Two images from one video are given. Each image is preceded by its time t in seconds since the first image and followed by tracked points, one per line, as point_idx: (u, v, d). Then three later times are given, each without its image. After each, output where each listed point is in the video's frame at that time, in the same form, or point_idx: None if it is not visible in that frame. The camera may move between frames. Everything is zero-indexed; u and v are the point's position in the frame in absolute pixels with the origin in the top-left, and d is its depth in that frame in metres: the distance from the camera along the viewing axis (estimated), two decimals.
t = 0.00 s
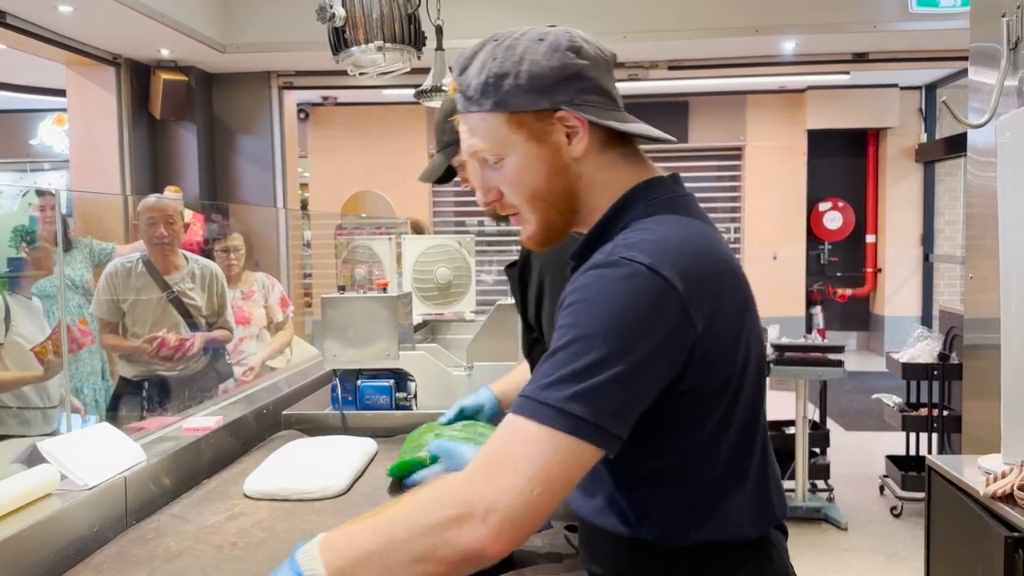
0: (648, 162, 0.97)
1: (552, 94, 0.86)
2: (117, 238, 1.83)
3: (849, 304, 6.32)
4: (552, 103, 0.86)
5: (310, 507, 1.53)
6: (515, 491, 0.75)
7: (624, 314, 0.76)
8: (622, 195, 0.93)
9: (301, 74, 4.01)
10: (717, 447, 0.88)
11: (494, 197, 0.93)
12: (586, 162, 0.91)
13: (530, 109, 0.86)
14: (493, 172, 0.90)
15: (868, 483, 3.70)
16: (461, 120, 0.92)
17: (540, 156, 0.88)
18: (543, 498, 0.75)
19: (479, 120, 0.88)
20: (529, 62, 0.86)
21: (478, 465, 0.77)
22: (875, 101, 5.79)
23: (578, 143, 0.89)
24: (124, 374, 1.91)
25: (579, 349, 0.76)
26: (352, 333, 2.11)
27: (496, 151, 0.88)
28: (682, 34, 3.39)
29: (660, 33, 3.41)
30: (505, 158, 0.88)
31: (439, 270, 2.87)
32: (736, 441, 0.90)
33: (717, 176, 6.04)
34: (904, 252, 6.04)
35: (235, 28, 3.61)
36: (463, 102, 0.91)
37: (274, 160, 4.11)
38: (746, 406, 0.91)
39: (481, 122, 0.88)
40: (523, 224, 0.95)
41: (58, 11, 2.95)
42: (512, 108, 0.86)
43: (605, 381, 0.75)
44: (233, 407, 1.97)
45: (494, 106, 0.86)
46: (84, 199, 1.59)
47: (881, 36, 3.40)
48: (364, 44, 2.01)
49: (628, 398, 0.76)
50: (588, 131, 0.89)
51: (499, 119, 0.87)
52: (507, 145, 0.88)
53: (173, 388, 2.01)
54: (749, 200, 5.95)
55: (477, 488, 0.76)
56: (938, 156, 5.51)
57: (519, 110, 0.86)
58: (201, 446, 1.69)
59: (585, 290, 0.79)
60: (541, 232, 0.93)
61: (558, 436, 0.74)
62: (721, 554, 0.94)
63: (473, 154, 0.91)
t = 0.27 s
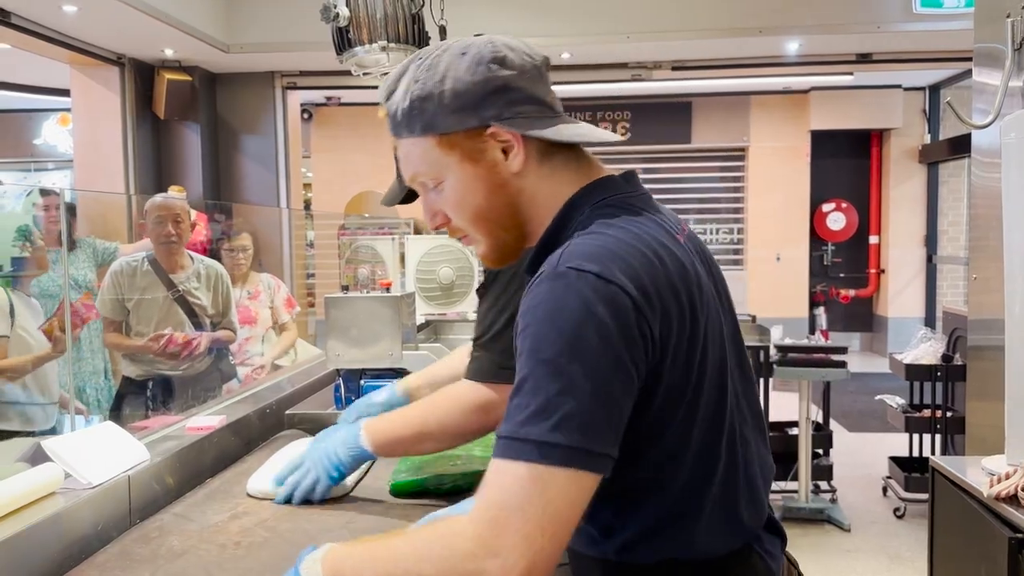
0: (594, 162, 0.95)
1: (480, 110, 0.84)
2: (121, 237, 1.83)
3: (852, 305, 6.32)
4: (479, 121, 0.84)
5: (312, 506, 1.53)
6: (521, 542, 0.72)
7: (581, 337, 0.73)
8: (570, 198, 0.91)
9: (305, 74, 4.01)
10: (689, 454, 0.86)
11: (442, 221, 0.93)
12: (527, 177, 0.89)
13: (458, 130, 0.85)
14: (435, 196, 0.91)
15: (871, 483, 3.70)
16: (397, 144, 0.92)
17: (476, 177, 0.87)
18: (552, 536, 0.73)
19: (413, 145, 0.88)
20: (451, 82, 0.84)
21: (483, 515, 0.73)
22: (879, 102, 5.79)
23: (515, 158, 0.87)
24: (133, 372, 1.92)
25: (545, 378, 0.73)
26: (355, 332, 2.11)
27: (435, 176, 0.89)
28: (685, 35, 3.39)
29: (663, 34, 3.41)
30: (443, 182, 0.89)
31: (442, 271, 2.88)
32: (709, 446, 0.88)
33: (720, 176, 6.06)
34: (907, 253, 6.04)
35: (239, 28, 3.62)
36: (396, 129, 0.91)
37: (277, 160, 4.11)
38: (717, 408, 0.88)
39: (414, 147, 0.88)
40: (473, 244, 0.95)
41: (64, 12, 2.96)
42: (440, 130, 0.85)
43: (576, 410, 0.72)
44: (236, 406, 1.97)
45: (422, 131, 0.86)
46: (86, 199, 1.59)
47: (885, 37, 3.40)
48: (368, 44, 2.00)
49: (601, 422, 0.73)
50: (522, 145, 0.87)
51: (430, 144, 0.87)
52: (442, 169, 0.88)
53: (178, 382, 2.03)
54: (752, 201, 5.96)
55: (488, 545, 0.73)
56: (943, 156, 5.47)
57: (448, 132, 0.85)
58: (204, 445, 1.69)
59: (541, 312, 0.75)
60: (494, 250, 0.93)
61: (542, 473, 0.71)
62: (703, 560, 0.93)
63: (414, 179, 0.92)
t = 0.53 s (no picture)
0: (558, 173, 0.94)
1: (436, 137, 0.85)
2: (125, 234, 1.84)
3: (855, 306, 6.31)
4: (435, 147, 0.85)
5: (315, 506, 1.53)
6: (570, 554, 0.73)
7: (581, 347, 0.73)
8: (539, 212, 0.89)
9: (308, 74, 4.02)
10: (689, 450, 0.86)
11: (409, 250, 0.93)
12: (493, 198, 0.89)
13: (415, 159, 0.86)
14: (400, 227, 0.91)
15: (874, 485, 3.69)
16: (357, 179, 0.92)
17: (439, 204, 0.88)
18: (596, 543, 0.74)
19: (371, 177, 0.89)
20: (404, 111, 0.85)
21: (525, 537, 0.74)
22: (883, 103, 5.78)
23: (477, 182, 0.88)
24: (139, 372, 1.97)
25: (550, 393, 0.73)
26: (358, 331, 2.12)
27: (398, 207, 0.89)
28: (689, 35, 3.39)
29: (667, 34, 3.41)
30: (407, 213, 0.89)
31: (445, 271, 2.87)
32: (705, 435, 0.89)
33: (723, 177, 6.06)
34: (911, 253, 6.03)
35: (243, 27, 3.62)
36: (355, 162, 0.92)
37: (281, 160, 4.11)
38: (707, 397, 0.89)
39: (373, 179, 0.89)
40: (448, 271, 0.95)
41: (68, 11, 2.96)
42: (399, 161, 0.86)
43: (587, 421, 0.73)
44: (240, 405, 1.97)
45: (378, 163, 0.87)
46: (91, 195, 1.59)
47: (889, 38, 3.40)
48: (372, 44, 2.01)
49: (612, 427, 0.74)
50: (484, 168, 0.87)
51: (388, 175, 0.88)
52: (404, 199, 0.88)
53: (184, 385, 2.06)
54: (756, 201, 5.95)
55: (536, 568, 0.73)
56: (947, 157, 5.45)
57: (405, 162, 0.86)
58: (208, 444, 1.69)
59: (536, 327, 0.75)
60: (466, 274, 0.94)
61: (569, 485, 0.72)
62: (711, 559, 0.93)
63: (377, 212, 0.92)
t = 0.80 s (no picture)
0: (582, 171, 0.94)
1: (469, 130, 0.85)
2: (128, 235, 1.84)
3: (858, 307, 6.31)
4: (468, 140, 0.85)
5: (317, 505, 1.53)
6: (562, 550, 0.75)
7: (595, 347, 0.75)
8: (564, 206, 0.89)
9: (312, 74, 4.02)
10: (701, 454, 0.87)
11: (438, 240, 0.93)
12: (521, 192, 0.89)
13: (449, 151, 0.86)
14: (429, 217, 0.91)
15: (876, 486, 3.68)
16: (388, 169, 0.92)
17: (471, 196, 0.87)
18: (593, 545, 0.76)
19: (403, 169, 0.89)
20: (438, 103, 0.86)
21: (522, 526, 0.77)
22: (886, 104, 5.77)
23: (507, 174, 0.87)
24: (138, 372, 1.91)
25: (562, 392, 0.75)
26: (360, 331, 2.13)
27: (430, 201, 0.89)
28: (693, 36, 3.39)
29: (669, 34, 3.41)
30: (437, 205, 0.89)
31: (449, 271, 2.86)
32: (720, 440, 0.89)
33: (726, 177, 6.05)
34: (913, 254, 6.03)
35: (247, 27, 3.62)
36: (384, 155, 0.92)
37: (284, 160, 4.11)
38: (725, 401, 0.89)
39: (406, 171, 0.89)
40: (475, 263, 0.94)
41: (72, 11, 2.97)
42: (432, 151, 0.86)
43: (595, 422, 0.74)
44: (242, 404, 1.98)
45: (412, 154, 0.87)
46: (93, 195, 1.61)
47: (892, 39, 3.40)
48: (375, 44, 2.01)
49: (621, 429, 0.75)
50: (514, 161, 0.87)
51: (420, 166, 0.88)
52: (436, 190, 0.88)
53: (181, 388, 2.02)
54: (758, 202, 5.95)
55: (529, 556, 0.76)
56: (950, 158, 5.46)
57: (439, 154, 0.86)
58: (210, 443, 1.70)
59: (554, 325, 0.77)
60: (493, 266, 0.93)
61: (572, 483, 0.74)
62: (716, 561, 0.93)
63: (407, 203, 0.92)
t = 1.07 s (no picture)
0: (651, 171, 1.01)
1: (575, 104, 0.89)
2: (132, 236, 1.85)
3: (860, 308, 6.30)
4: (572, 114, 0.89)
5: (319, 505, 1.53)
6: (573, 462, 0.84)
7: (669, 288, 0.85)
8: (639, 194, 0.97)
9: (315, 73, 4.03)
10: (747, 432, 0.94)
11: (513, 211, 0.94)
12: (603, 170, 0.94)
13: (553, 121, 0.89)
14: (512, 185, 0.92)
15: (878, 487, 3.68)
16: (475, 132, 0.93)
17: (564, 166, 0.91)
18: (601, 471, 0.84)
19: (499, 133, 0.90)
20: (547, 76, 0.89)
21: (545, 432, 0.87)
22: (889, 104, 5.77)
23: (599, 150, 0.92)
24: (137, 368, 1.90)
25: (629, 323, 0.84)
26: (363, 332, 2.14)
27: (521, 164, 0.91)
28: (695, 36, 3.39)
29: (671, 35, 3.41)
30: (528, 171, 0.91)
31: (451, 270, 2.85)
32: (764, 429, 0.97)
33: (728, 178, 6.04)
34: (915, 255, 6.03)
35: (249, 27, 3.62)
36: (476, 119, 0.92)
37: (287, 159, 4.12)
38: (776, 395, 0.98)
39: (500, 134, 0.90)
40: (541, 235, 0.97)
41: (75, 10, 2.97)
42: (537, 117, 0.89)
43: (652, 354, 0.83)
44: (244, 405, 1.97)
45: (516, 119, 0.89)
46: (95, 195, 1.62)
47: (894, 39, 3.40)
48: (378, 44, 2.02)
49: (671, 369, 0.84)
50: (605, 141, 0.92)
51: (522, 131, 0.89)
52: (531, 156, 0.90)
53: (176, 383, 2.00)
54: (760, 203, 5.95)
55: (539, 457, 0.87)
56: (953, 158, 5.46)
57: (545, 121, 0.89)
58: (213, 443, 1.70)
59: (636, 266, 0.87)
60: (563, 240, 0.96)
61: (610, 408, 0.82)
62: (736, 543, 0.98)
63: (492, 168, 0.93)
